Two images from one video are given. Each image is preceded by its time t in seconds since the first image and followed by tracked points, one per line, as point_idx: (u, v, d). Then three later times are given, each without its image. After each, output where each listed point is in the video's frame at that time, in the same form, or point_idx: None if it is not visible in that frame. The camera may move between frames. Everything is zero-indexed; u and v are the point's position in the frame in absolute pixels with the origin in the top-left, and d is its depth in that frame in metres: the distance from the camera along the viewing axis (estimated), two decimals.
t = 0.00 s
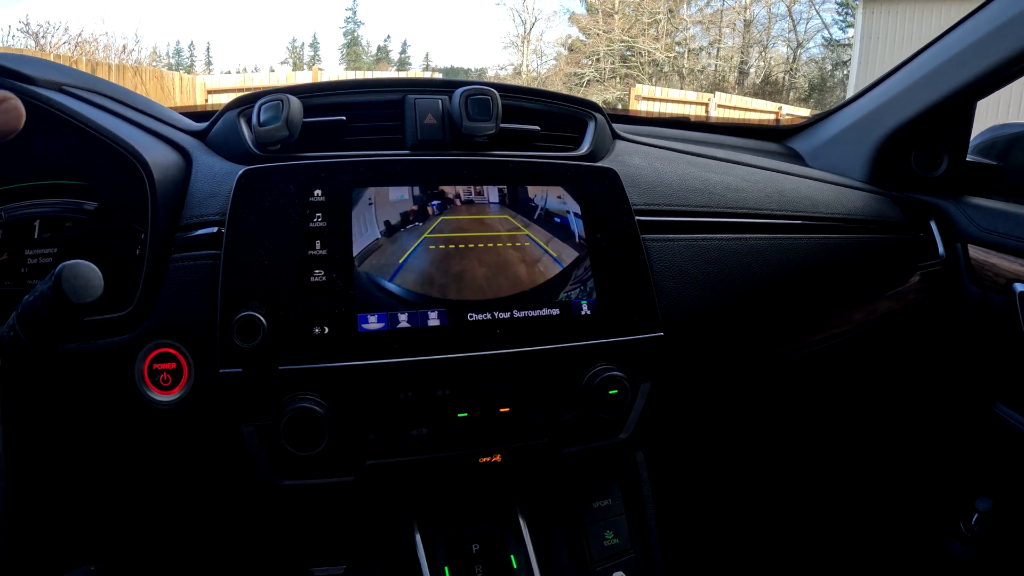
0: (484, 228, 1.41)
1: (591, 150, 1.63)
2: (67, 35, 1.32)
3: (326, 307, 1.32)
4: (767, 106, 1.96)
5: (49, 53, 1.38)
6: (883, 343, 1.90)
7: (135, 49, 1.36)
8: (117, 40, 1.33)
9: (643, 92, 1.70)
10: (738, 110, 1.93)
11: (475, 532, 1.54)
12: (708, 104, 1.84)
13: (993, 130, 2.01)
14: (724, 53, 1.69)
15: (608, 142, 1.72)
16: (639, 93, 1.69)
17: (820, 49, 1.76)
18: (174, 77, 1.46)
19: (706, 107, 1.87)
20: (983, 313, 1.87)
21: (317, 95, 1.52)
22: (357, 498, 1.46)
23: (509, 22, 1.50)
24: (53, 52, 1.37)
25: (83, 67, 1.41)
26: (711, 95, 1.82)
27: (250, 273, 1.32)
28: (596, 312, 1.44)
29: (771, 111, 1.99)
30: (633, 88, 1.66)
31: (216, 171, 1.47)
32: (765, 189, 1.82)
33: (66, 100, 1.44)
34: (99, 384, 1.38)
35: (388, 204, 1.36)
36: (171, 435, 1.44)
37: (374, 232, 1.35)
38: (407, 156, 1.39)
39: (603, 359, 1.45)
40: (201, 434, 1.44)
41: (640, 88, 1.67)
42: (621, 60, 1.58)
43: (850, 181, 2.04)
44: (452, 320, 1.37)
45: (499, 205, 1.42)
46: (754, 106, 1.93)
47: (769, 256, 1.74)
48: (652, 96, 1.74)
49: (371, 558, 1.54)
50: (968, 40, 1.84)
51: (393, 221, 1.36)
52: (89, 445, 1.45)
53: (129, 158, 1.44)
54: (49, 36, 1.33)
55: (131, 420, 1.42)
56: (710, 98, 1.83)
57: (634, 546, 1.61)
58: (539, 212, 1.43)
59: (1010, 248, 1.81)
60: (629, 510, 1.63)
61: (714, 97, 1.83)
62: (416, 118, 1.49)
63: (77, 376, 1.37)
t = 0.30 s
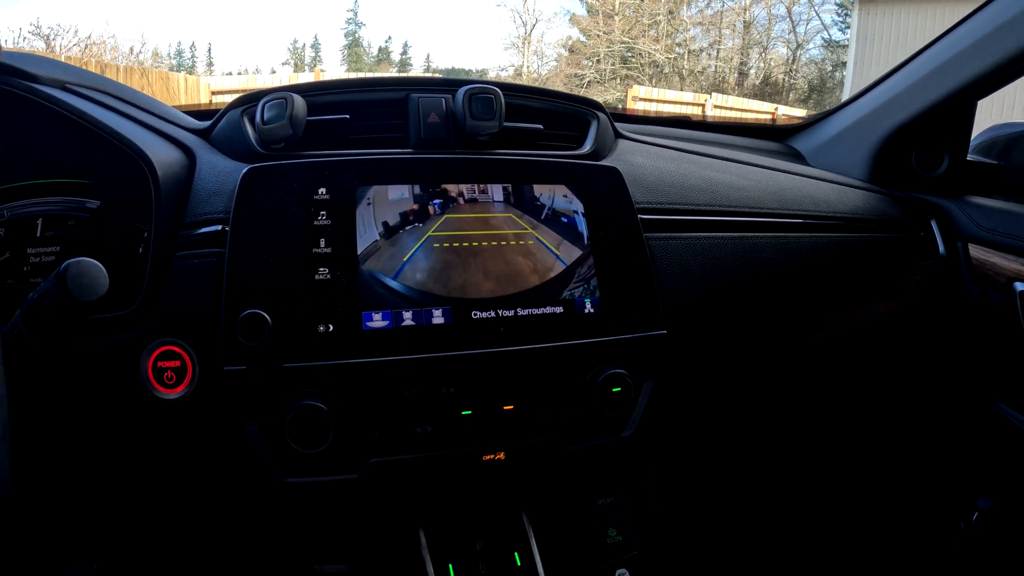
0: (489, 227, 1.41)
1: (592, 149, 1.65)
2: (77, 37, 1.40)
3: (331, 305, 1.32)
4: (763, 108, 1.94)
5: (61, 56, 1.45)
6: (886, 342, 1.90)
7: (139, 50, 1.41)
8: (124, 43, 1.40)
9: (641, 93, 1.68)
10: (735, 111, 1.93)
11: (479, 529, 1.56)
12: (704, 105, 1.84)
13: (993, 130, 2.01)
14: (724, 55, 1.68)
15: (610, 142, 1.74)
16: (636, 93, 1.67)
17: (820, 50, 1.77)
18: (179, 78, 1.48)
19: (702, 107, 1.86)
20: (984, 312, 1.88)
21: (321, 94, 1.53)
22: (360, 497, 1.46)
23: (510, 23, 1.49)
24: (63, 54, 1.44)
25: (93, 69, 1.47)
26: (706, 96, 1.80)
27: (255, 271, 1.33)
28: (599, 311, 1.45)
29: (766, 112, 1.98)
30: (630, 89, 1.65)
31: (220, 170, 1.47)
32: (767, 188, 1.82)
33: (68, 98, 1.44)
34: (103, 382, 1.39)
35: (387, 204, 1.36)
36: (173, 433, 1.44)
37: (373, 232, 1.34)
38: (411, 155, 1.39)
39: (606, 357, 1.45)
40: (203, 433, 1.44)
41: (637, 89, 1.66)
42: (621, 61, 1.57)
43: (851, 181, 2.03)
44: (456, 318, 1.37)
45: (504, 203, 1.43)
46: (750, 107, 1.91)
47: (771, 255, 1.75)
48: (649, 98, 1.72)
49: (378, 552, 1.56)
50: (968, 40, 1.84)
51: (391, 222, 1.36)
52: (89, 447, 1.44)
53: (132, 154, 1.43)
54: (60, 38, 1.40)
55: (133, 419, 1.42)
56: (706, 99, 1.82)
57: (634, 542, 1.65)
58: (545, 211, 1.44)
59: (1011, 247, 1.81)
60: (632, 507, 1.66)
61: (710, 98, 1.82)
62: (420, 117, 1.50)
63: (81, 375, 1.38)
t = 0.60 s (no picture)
0: (490, 225, 1.40)
1: (593, 146, 1.65)
2: (85, 39, 1.37)
3: (332, 303, 1.32)
4: (761, 108, 1.93)
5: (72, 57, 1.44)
6: (887, 342, 1.89)
7: (147, 51, 1.38)
8: (131, 45, 1.36)
9: (639, 94, 1.67)
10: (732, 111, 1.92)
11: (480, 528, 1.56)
12: (701, 105, 1.81)
13: (994, 129, 1.99)
14: (724, 55, 1.67)
15: (612, 141, 1.74)
16: (633, 94, 1.66)
17: (820, 51, 1.77)
18: (185, 80, 1.45)
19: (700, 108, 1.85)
20: (985, 311, 1.88)
21: (318, 91, 1.53)
22: (360, 497, 1.45)
23: (510, 24, 1.49)
24: (73, 55, 1.42)
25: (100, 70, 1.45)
26: (704, 96, 1.78)
27: (256, 270, 1.33)
28: (600, 309, 1.44)
29: (763, 112, 1.97)
30: (626, 90, 1.65)
31: (221, 168, 1.47)
32: (768, 187, 1.82)
33: (69, 95, 1.44)
34: (103, 381, 1.38)
35: (382, 204, 1.35)
36: (170, 433, 1.42)
37: (369, 233, 1.33)
38: (411, 153, 1.38)
39: (607, 356, 1.45)
40: (201, 432, 1.43)
41: (636, 90, 1.65)
42: (622, 62, 1.55)
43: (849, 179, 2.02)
44: (457, 316, 1.37)
45: (505, 202, 1.42)
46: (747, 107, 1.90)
47: (771, 253, 1.75)
48: (646, 99, 1.70)
49: (378, 550, 1.57)
50: (968, 39, 1.82)
51: (385, 223, 1.35)
52: (88, 446, 1.43)
53: (132, 150, 1.43)
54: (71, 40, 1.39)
55: (131, 419, 1.41)
56: (703, 99, 1.80)
57: (632, 538, 1.68)
58: (550, 211, 1.43)
59: (1011, 247, 1.81)
60: (633, 507, 1.68)
61: (707, 98, 1.80)
62: (420, 115, 1.50)
63: (81, 373, 1.38)
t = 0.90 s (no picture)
0: (490, 223, 1.41)
1: (593, 145, 1.67)
2: (91, 40, 1.36)
3: (332, 301, 1.33)
4: (757, 108, 1.93)
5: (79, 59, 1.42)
6: (887, 341, 1.90)
7: (150, 53, 1.38)
8: (134, 47, 1.36)
9: (635, 95, 1.69)
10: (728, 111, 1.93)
11: (480, 526, 1.57)
12: (698, 105, 1.82)
13: (995, 128, 2.00)
14: (724, 56, 1.67)
15: (612, 140, 1.75)
16: (630, 94, 1.68)
17: (820, 51, 1.75)
18: (188, 81, 1.47)
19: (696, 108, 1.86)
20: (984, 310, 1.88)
21: (319, 90, 1.55)
22: (361, 494, 1.46)
23: (512, 24, 1.47)
24: (80, 57, 1.40)
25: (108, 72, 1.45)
26: (701, 97, 1.79)
27: (257, 268, 1.33)
28: (600, 308, 1.45)
29: (760, 112, 1.97)
30: (625, 91, 1.66)
31: (222, 167, 1.48)
32: (768, 185, 1.82)
33: (70, 94, 1.45)
34: (104, 378, 1.39)
35: (378, 203, 1.35)
36: (171, 431, 1.43)
37: (364, 236, 1.33)
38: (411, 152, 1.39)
39: (607, 354, 1.46)
40: (202, 430, 1.43)
41: (634, 90, 1.67)
42: (622, 63, 1.55)
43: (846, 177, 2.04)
44: (457, 314, 1.37)
45: (506, 201, 1.42)
46: (743, 107, 1.90)
47: (771, 251, 1.75)
48: (643, 99, 1.73)
49: (378, 547, 1.56)
50: (968, 39, 1.82)
51: (380, 224, 1.35)
52: (88, 445, 1.44)
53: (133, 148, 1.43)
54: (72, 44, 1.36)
55: (132, 417, 1.41)
56: (700, 100, 1.80)
57: (632, 537, 1.67)
58: (554, 211, 1.44)
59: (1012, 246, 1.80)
60: (632, 504, 1.68)
61: (704, 99, 1.80)
62: (420, 113, 1.53)
63: (83, 371, 1.39)
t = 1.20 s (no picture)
0: (484, 232, 1.43)
1: (588, 153, 1.69)
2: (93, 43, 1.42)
3: (331, 309, 1.36)
4: (756, 109, 1.97)
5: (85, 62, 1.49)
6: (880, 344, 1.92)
7: (152, 54, 1.45)
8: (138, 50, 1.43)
9: (634, 96, 1.74)
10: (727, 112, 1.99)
11: (475, 528, 1.60)
12: (696, 107, 1.88)
13: (994, 130, 2.00)
14: (725, 57, 1.72)
15: (607, 146, 1.77)
16: (629, 97, 1.74)
17: (820, 53, 1.79)
18: (190, 83, 1.53)
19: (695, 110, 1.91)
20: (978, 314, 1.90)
21: (318, 100, 1.57)
22: (359, 496, 1.50)
23: (513, 25, 1.50)
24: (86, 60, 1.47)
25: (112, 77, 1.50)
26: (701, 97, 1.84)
27: (258, 277, 1.37)
28: (593, 315, 1.48)
29: (758, 113, 2.00)
30: (624, 93, 1.71)
31: (224, 177, 1.51)
32: (764, 191, 1.85)
33: (74, 105, 1.48)
34: (111, 383, 1.43)
35: (373, 214, 1.38)
36: (174, 435, 1.47)
37: (359, 248, 1.37)
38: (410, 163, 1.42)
39: (600, 360, 1.49)
40: (204, 434, 1.47)
41: (632, 92, 1.71)
42: (622, 64, 1.60)
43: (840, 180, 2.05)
44: (452, 322, 1.40)
45: (500, 210, 1.46)
46: (740, 108, 1.96)
47: (765, 256, 1.78)
48: (641, 100, 1.75)
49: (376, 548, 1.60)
50: (971, 40, 1.82)
51: (374, 236, 1.37)
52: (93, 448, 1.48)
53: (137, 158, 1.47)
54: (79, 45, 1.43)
55: (137, 421, 1.45)
56: (699, 100, 1.85)
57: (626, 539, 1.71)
58: (549, 220, 1.47)
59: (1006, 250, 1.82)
60: (626, 506, 1.71)
61: (702, 100, 1.85)
62: (417, 122, 1.58)
63: (91, 376, 1.43)
